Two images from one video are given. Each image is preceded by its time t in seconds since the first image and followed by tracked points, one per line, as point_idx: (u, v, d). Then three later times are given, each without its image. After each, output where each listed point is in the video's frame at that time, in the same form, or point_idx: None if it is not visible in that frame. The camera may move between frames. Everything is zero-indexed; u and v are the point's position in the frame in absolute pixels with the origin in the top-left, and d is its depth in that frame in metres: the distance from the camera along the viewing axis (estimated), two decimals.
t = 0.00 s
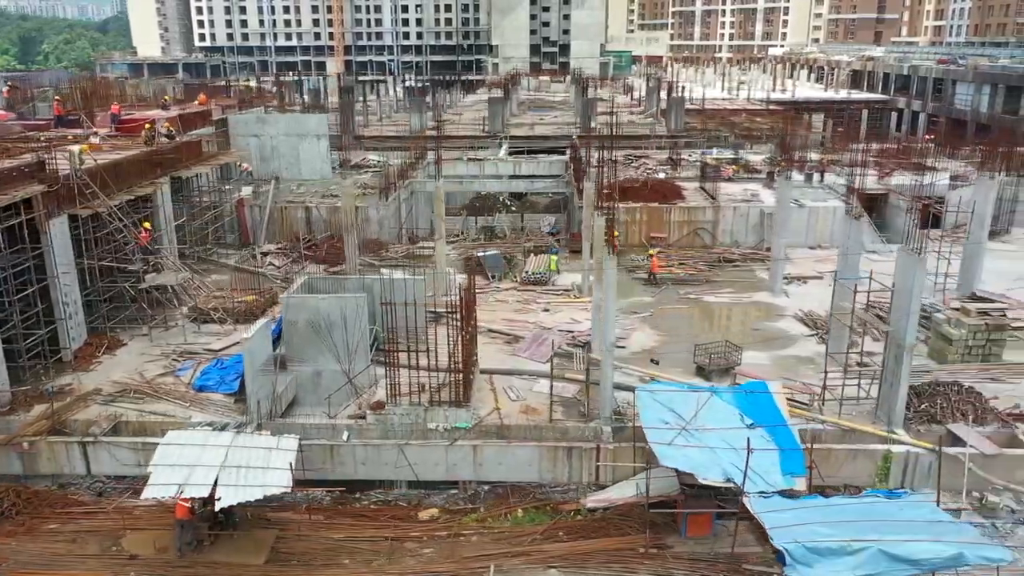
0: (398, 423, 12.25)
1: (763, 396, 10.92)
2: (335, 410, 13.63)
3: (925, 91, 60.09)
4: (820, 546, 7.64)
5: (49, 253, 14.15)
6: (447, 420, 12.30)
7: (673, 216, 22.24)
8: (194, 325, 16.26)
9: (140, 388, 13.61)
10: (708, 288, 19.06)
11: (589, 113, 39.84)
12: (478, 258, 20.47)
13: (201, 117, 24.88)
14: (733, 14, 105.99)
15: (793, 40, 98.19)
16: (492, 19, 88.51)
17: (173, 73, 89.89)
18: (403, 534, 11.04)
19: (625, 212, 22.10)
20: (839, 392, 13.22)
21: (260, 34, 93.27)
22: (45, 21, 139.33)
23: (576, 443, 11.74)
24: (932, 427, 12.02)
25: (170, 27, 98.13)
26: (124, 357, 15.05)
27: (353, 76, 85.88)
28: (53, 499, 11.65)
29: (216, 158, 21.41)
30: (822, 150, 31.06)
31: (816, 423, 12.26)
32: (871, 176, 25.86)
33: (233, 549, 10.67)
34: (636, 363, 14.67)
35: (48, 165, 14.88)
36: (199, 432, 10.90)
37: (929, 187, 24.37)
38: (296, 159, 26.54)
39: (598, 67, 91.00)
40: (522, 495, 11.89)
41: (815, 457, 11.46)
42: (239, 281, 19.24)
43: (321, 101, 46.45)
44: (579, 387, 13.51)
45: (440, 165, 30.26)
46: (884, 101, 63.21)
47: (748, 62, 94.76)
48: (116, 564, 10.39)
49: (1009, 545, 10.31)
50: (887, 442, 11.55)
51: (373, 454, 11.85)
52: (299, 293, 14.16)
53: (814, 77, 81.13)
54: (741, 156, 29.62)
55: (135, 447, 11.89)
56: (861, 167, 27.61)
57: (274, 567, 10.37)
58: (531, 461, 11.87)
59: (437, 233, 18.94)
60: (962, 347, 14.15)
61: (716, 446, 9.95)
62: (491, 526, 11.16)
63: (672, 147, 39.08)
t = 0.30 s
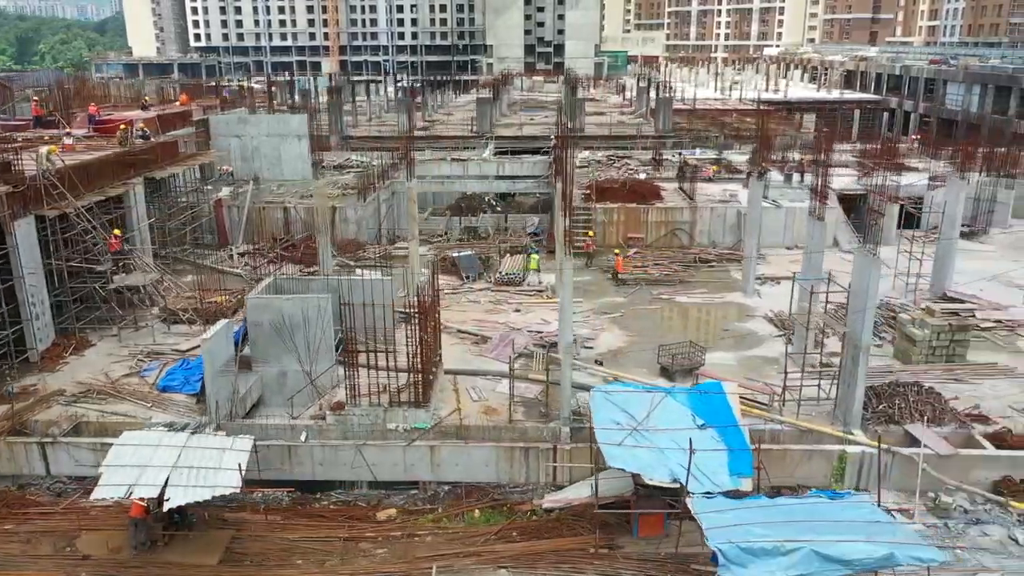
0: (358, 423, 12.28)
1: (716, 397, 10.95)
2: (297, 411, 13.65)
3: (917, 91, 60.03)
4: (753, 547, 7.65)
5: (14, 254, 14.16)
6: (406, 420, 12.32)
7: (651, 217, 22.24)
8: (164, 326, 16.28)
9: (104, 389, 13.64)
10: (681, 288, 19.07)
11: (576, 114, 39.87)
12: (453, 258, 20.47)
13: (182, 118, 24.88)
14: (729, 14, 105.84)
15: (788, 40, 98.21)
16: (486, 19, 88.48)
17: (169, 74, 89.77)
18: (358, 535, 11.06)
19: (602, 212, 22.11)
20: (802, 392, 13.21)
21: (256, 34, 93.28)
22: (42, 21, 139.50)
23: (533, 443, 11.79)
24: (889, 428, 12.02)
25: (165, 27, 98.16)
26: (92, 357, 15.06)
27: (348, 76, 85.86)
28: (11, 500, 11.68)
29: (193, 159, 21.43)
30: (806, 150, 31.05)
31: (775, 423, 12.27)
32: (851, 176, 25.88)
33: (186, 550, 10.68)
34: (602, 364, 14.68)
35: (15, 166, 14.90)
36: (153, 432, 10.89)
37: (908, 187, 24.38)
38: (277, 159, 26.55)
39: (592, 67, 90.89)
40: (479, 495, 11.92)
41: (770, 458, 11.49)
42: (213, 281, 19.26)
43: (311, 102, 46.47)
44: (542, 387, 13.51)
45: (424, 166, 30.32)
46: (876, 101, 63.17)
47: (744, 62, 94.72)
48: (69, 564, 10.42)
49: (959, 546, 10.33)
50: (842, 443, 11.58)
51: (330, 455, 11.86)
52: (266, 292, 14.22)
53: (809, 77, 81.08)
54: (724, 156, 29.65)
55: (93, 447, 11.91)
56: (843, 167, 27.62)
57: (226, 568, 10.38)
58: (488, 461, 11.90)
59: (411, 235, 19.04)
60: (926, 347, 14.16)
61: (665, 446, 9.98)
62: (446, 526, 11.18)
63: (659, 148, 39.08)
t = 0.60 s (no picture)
0: (316, 424, 12.31)
1: (669, 397, 10.97)
2: (258, 412, 13.70)
3: (908, 92, 60.03)
4: (684, 547, 7.68)
5: None
6: (363, 421, 12.36)
7: (627, 217, 22.26)
8: (132, 327, 16.30)
9: (67, 389, 13.66)
10: (653, 289, 19.09)
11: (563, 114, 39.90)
12: (427, 259, 20.48)
13: (161, 118, 24.87)
14: (724, 14, 105.82)
15: (783, 40, 98.23)
16: (481, 19, 88.51)
17: (164, 74, 89.65)
18: (311, 535, 11.08)
19: (578, 212, 22.11)
20: (761, 393, 13.25)
21: (251, 34, 93.20)
22: (39, 21, 139.40)
23: (488, 444, 11.83)
24: (845, 428, 12.03)
25: (160, 28, 98.01)
26: (58, 358, 15.09)
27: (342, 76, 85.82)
28: None
29: (169, 160, 21.46)
30: (789, 151, 31.11)
31: (732, 423, 12.28)
32: (830, 176, 25.91)
33: (138, 550, 10.70)
34: (566, 364, 14.70)
35: None
36: (105, 433, 10.89)
37: (885, 188, 24.42)
38: (257, 160, 26.58)
39: (587, 67, 90.75)
40: (435, 496, 11.94)
41: (725, 459, 11.50)
42: (186, 281, 19.27)
43: (300, 103, 46.48)
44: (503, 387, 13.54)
45: (407, 166, 30.37)
46: (868, 101, 63.16)
47: (738, 62, 94.67)
48: (20, 564, 10.43)
49: (908, 546, 10.37)
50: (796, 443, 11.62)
51: (286, 455, 11.91)
52: (232, 292, 14.25)
53: (802, 78, 81.07)
54: (707, 156, 29.68)
55: (50, 448, 11.93)
56: (823, 167, 27.66)
57: (176, 568, 10.39)
58: (443, 462, 11.94)
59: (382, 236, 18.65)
60: (889, 347, 14.18)
61: (613, 447, 10.02)
62: (400, 527, 11.20)
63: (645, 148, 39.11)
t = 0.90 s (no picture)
0: (274, 424, 12.33)
1: (622, 398, 10.96)
2: (220, 413, 13.72)
3: (899, 92, 60.04)
4: (617, 547, 7.69)
5: None
6: (322, 421, 12.39)
7: (604, 218, 22.27)
8: (101, 327, 16.33)
9: (30, 390, 13.68)
10: (627, 289, 19.11)
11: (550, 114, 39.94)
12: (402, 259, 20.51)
13: (141, 118, 24.89)
14: (720, 14, 105.81)
15: (778, 41, 98.31)
16: (475, 20, 88.53)
17: (160, 74, 89.55)
18: (265, 536, 11.10)
19: (555, 212, 22.12)
20: (722, 393, 13.28)
21: (246, 34, 93.18)
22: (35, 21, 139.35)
23: (444, 444, 11.86)
24: (802, 428, 12.06)
25: (156, 28, 97.95)
26: (25, 359, 15.11)
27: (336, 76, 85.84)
28: None
29: (145, 160, 21.48)
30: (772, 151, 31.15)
31: (690, 424, 12.30)
32: (810, 176, 25.92)
33: (91, 550, 10.72)
34: (531, 364, 14.72)
35: None
36: (59, 435, 10.91)
37: (864, 188, 24.44)
38: (238, 160, 26.60)
39: (581, 67, 90.76)
40: (392, 496, 11.97)
41: (680, 460, 11.53)
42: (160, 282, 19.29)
43: (290, 103, 46.49)
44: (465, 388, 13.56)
45: (390, 166, 30.41)
46: (860, 101, 63.19)
47: (733, 62, 94.68)
48: None
49: (857, 547, 10.41)
50: (751, 443, 11.66)
51: (243, 455, 11.95)
52: (197, 293, 14.28)
53: (796, 78, 81.09)
54: (690, 156, 29.71)
55: (8, 448, 11.95)
56: (804, 167, 27.69)
57: (128, 569, 10.41)
58: (400, 462, 11.97)
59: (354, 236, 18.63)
60: (852, 347, 14.20)
61: (562, 448, 10.03)
62: (354, 527, 11.21)
63: (632, 148, 39.14)
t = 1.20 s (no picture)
0: (233, 424, 12.37)
1: (575, 398, 10.97)
2: (182, 415, 13.58)
3: (890, 92, 59.98)
4: (551, 548, 7.71)
5: None
6: (281, 422, 12.43)
7: (582, 218, 22.27)
8: (70, 328, 16.34)
9: None
10: (599, 290, 19.11)
11: (538, 115, 39.92)
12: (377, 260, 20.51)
13: (120, 119, 24.88)
14: (715, 14, 105.70)
15: (774, 41, 98.25)
16: (469, 20, 88.40)
17: (155, 74, 89.34)
18: (219, 536, 11.11)
19: (533, 212, 22.10)
20: (683, 394, 13.30)
21: (241, 34, 93.05)
22: (32, 21, 139.09)
23: (401, 445, 11.91)
24: (759, 429, 12.07)
25: (150, 28, 97.64)
26: None
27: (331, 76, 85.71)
28: None
29: (121, 160, 21.48)
30: (756, 151, 31.16)
31: (648, 424, 12.34)
32: (790, 176, 25.92)
33: (44, 550, 10.73)
34: (496, 364, 14.73)
35: None
36: (13, 435, 10.92)
37: (842, 188, 24.46)
38: (220, 161, 26.63)
39: (576, 67, 90.53)
40: (348, 496, 11.99)
41: (635, 460, 11.56)
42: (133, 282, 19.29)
43: (279, 103, 46.46)
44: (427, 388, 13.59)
45: (373, 167, 30.44)
46: (852, 101, 63.13)
47: (728, 62, 94.59)
48: None
49: (808, 547, 10.42)
50: (706, 444, 11.71)
51: (200, 455, 11.99)
52: (162, 293, 14.28)
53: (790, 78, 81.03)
54: (674, 157, 29.71)
55: None
56: (786, 167, 27.69)
57: (80, 569, 10.43)
58: (357, 462, 12.01)
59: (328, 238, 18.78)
60: (815, 347, 14.24)
61: (510, 448, 10.06)
62: (308, 527, 11.22)
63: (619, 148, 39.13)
